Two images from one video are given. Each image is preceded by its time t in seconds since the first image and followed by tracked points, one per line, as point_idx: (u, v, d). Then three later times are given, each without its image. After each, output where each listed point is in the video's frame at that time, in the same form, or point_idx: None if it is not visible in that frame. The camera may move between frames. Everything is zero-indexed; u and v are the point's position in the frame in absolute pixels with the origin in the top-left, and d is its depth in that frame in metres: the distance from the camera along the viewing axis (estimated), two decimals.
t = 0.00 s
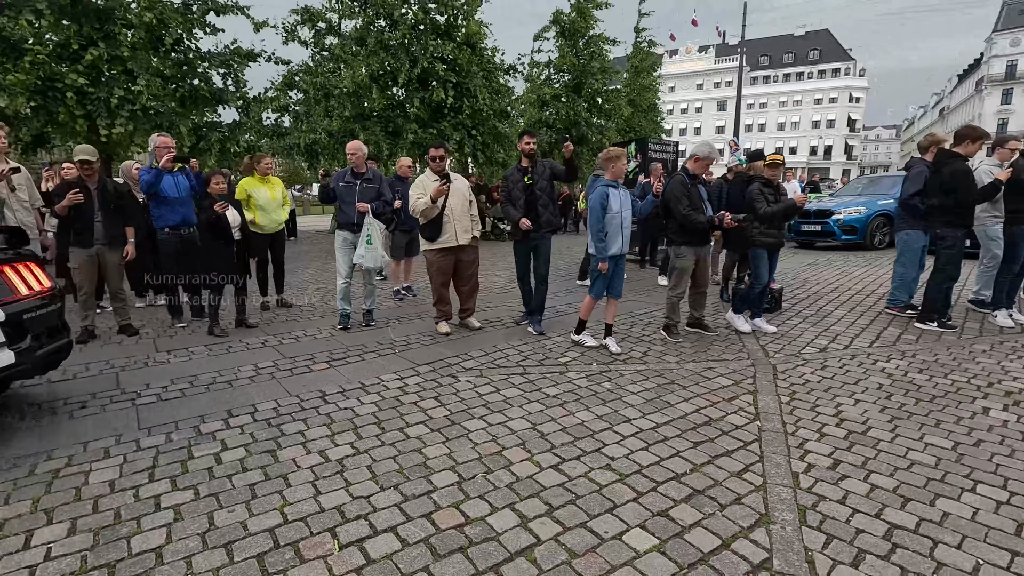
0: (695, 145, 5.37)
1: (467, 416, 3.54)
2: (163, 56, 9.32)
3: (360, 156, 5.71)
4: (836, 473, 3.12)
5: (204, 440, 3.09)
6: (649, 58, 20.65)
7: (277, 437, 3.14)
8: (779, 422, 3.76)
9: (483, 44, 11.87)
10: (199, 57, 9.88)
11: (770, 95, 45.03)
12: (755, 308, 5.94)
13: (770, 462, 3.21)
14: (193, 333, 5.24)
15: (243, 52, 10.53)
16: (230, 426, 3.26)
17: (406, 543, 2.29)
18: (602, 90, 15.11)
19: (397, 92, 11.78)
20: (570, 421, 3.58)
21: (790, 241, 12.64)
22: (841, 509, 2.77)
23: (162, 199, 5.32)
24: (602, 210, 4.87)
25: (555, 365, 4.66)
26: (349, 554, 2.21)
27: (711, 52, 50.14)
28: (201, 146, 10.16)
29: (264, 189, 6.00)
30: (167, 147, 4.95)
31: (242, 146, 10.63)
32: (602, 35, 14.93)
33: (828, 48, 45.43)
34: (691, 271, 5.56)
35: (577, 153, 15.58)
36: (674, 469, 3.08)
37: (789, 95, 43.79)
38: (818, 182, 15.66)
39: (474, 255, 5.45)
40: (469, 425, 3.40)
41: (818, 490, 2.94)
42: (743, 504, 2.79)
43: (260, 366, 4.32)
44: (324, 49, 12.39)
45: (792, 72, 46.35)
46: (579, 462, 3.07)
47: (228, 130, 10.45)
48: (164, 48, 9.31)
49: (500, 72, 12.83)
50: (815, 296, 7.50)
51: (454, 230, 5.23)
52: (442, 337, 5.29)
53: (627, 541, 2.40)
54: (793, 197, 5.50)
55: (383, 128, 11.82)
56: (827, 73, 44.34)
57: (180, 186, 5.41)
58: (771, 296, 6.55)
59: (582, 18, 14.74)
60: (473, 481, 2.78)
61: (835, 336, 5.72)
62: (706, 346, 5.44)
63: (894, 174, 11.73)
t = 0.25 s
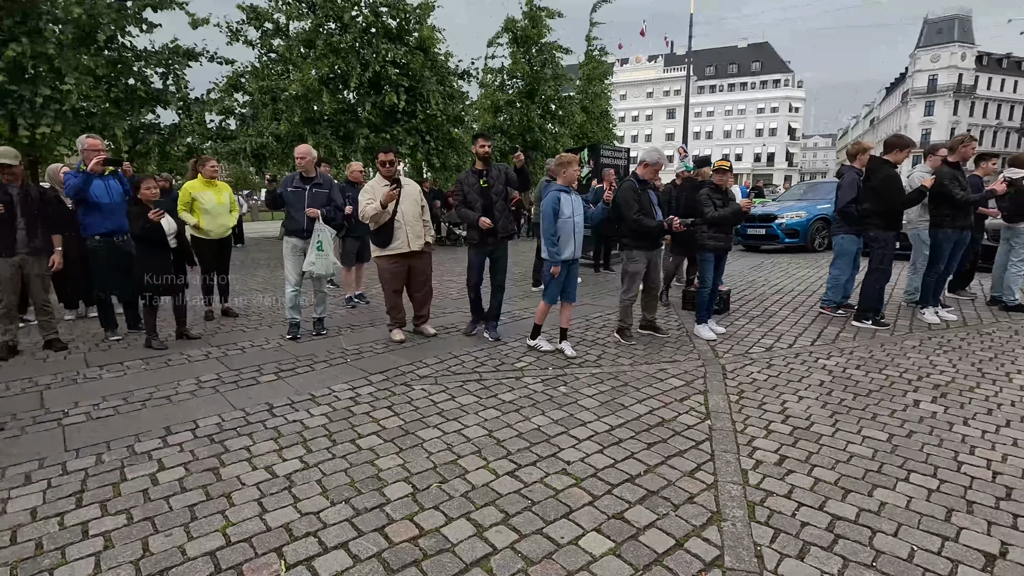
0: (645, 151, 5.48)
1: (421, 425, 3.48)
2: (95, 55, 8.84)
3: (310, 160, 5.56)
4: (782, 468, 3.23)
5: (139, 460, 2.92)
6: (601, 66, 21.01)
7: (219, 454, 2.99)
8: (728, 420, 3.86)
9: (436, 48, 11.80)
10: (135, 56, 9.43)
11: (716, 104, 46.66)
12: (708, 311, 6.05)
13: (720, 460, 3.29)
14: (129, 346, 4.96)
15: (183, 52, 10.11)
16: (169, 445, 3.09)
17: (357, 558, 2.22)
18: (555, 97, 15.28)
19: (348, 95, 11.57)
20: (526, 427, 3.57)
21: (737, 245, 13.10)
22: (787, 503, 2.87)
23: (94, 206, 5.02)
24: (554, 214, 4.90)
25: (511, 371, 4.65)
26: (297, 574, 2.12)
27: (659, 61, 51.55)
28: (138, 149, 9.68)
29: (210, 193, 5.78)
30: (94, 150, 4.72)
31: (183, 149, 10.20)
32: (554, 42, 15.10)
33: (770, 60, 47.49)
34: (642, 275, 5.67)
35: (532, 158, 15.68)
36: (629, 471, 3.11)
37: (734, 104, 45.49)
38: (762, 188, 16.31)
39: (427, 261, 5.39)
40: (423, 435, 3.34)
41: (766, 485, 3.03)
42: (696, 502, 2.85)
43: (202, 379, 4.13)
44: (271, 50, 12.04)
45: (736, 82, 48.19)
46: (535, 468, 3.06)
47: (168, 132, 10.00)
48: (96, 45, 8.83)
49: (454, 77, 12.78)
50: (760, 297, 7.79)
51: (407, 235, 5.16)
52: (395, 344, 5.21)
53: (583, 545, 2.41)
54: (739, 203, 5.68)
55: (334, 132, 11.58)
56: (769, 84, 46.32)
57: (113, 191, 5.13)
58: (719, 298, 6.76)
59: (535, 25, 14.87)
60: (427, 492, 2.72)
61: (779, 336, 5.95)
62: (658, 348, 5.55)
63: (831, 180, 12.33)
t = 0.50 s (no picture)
0: (592, 159, 5.56)
1: (370, 439, 3.37)
2: (9, 51, 8.22)
3: (250, 165, 5.33)
4: (728, 467, 3.32)
5: (57, 490, 2.69)
6: (548, 74, 21.26)
7: (149, 479, 2.80)
8: (676, 422, 3.95)
9: (382, 53, 11.63)
10: (55, 54, 8.83)
11: (659, 113, 48.15)
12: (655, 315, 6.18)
13: (670, 462, 3.36)
14: (48, 364, 4.60)
15: (110, 50, 9.55)
16: (92, 471, 2.87)
17: None
18: (503, 104, 15.34)
19: (291, 99, 11.23)
20: (478, 437, 3.53)
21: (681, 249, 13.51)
22: (733, 502, 2.95)
23: None
24: (503, 221, 4.90)
25: (462, 379, 4.59)
26: None
27: (605, 70, 52.76)
28: (58, 152, 9.06)
29: (142, 199, 5.46)
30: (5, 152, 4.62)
31: (110, 153, 9.62)
32: (502, 50, 15.18)
33: (709, 72, 49.45)
34: (591, 281, 5.74)
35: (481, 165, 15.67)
36: (581, 477, 3.12)
37: (676, 114, 47.07)
38: (704, 195, 16.90)
39: (373, 269, 5.29)
40: (372, 449, 3.24)
41: (713, 485, 3.10)
42: (646, 505, 2.88)
43: (131, 398, 3.86)
44: (207, 51, 11.55)
45: (678, 93, 49.89)
46: (488, 478, 3.02)
47: (93, 135, 9.41)
48: (9, 41, 8.22)
49: (401, 82, 12.63)
50: (704, 300, 8.04)
51: (352, 242, 5.04)
52: (342, 356, 5.05)
53: (537, 555, 2.39)
54: (682, 209, 5.85)
55: (276, 136, 11.21)
56: (708, 95, 48.21)
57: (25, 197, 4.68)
58: (666, 302, 6.92)
59: (483, 33, 14.91)
60: (376, 508, 2.64)
61: (722, 338, 6.15)
62: (608, 353, 5.62)
63: (768, 187, 12.91)
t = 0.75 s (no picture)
0: (541, 165, 5.58)
1: (317, 455, 3.24)
2: None
3: (185, 169, 4.99)
4: (680, 468, 3.38)
5: None
6: (497, 80, 21.29)
7: (71, 509, 2.58)
8: (629, 425, 3.99)
9: (326, 55, 11.35)
10: None
11: (606, 121, 49.18)
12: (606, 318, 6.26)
13: (623, 465, 3.38)
14: None
15: (26, 45, 8.89)
16: (4, 504, 2.61)
17: None
18: (452, 109, 15.26)
19: (230, 100, 10.79)
20: (432, 448, 3.45)
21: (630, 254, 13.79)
22: (685, 502, 2.99)
23: None
24: (452, 226, 4.83)
25: (414, 389, 4.49)
26: None
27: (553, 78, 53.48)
28: None
29: (64, 205, 5.12)
30: None
31: (27, 155, 8.95)
32: (450, 55, 15.11)
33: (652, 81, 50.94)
34: (543, 286, 5.75)
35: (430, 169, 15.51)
36: (536, 485, 3.10)
37: (622, 121, 48.21)
38: (650, 201, 17.33)
39: (318, 278, 5.13)
40: (320, 465, 3.11)
41: (666, 487, 3.14)
42: (602, 510, 2.88)
43: (51, 421, 3.57)
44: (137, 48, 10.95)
45: (624, 101, 51.13)
46: (442, 490, 2.95)
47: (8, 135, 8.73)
48: None
49: (347, 84, 12.36)
50: (652, 303, 8.22)
51: (295, 250, 4.87)
52: (287, 368, 4.85)
53: (493, 567, 2.34)
54: (630, 215, 5.96)
55: (214, 139, 10.73)
56: (653, 104, 49.64)
57: None
58: (615, 306, 7.02)
59: (431, 37, 14.80)
60: (325, 528, 2.52)
61: (671, 340, 6.29)
62: (560, 357, 5.64)
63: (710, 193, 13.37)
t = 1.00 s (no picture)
0: (493, 171, 5.57)
1: (262, 474, 3.08)
2: None
3: (115, 173, 4.68)
4: (634, 471, 3.41)
5: None
6: (445, 86, 21.20)
7: None
8: (583, 430, 4.00)
9: (268, 55, 10.96)
10: None
11: (555, 128, 49.84)
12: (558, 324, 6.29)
13: (579, 471, 3.38)
14: None
15: None
16: None
17: None
18: (401, 114, 15.05)
19: (163, 100, 10.25)
20: (384, 461, 3.35)
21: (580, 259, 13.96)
22: (640, 506, 3.02)
23: None
24: (401, 233, 4.74)
25: (365, 401, 4.36)
26: None
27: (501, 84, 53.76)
28: None
29: None
30: None
31: None
32: (398, 58, 14.92)
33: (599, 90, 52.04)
34: (495, 293, 5.71)
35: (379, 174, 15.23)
36: (492, 495, 3.05)
37: (570, 128, 48.97)
38: (599, 207, 17.64)
39: (262, 287, 4.92)
40: (265, 484, 2.96)
41: (621, 491, 3.16)
42: (559, 518, 2.87)
43: None
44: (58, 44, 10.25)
45: (571, 109, 51.96)
46: (396, 505, 2.86)
47: None
48: None
49: (290, 86, 11.98)
50: (603, 307, 8.34)
51: (236, 258, 4.66)
52: (228, 382, 4.62)
53: None
54: (580, 221, 6.03)
55: (145, 140, 10.16)
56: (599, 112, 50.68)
57: None
58: (567, 311, 7.08)
59: (378, 40, 14.58)
60: (271, 552, 2.39)
61: (622, 344, 6.39)
62: (514, 364, 5.62)
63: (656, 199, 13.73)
